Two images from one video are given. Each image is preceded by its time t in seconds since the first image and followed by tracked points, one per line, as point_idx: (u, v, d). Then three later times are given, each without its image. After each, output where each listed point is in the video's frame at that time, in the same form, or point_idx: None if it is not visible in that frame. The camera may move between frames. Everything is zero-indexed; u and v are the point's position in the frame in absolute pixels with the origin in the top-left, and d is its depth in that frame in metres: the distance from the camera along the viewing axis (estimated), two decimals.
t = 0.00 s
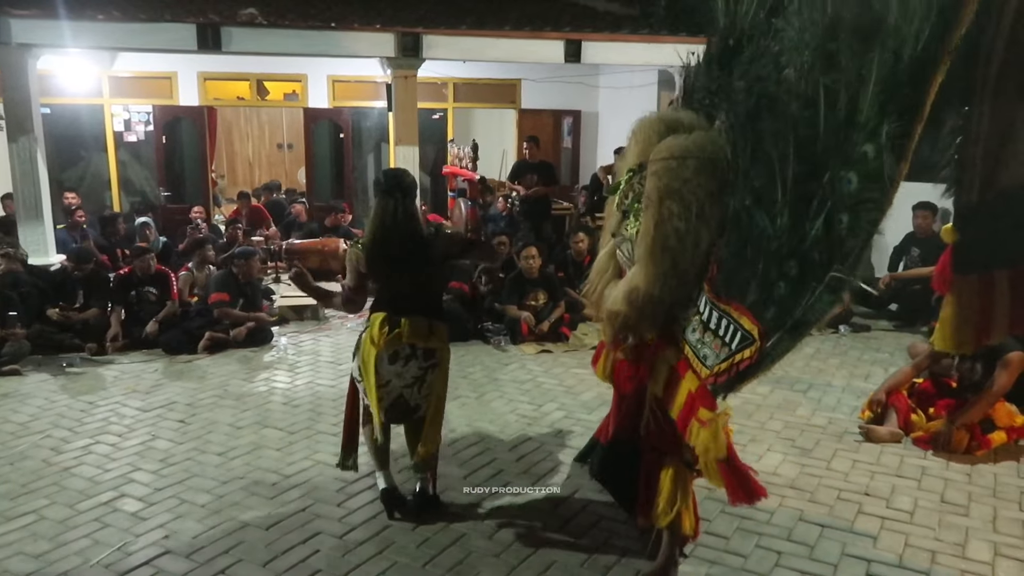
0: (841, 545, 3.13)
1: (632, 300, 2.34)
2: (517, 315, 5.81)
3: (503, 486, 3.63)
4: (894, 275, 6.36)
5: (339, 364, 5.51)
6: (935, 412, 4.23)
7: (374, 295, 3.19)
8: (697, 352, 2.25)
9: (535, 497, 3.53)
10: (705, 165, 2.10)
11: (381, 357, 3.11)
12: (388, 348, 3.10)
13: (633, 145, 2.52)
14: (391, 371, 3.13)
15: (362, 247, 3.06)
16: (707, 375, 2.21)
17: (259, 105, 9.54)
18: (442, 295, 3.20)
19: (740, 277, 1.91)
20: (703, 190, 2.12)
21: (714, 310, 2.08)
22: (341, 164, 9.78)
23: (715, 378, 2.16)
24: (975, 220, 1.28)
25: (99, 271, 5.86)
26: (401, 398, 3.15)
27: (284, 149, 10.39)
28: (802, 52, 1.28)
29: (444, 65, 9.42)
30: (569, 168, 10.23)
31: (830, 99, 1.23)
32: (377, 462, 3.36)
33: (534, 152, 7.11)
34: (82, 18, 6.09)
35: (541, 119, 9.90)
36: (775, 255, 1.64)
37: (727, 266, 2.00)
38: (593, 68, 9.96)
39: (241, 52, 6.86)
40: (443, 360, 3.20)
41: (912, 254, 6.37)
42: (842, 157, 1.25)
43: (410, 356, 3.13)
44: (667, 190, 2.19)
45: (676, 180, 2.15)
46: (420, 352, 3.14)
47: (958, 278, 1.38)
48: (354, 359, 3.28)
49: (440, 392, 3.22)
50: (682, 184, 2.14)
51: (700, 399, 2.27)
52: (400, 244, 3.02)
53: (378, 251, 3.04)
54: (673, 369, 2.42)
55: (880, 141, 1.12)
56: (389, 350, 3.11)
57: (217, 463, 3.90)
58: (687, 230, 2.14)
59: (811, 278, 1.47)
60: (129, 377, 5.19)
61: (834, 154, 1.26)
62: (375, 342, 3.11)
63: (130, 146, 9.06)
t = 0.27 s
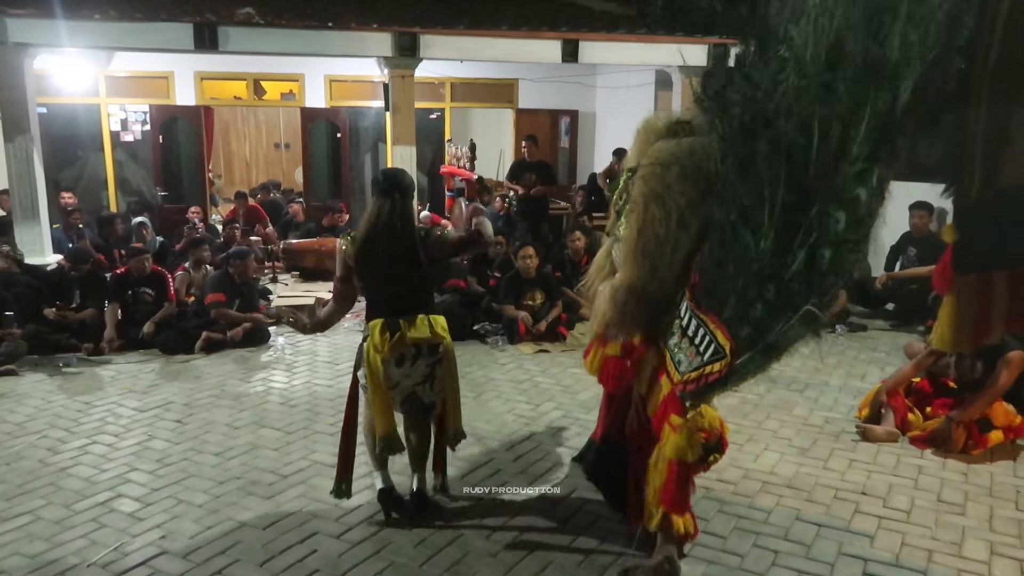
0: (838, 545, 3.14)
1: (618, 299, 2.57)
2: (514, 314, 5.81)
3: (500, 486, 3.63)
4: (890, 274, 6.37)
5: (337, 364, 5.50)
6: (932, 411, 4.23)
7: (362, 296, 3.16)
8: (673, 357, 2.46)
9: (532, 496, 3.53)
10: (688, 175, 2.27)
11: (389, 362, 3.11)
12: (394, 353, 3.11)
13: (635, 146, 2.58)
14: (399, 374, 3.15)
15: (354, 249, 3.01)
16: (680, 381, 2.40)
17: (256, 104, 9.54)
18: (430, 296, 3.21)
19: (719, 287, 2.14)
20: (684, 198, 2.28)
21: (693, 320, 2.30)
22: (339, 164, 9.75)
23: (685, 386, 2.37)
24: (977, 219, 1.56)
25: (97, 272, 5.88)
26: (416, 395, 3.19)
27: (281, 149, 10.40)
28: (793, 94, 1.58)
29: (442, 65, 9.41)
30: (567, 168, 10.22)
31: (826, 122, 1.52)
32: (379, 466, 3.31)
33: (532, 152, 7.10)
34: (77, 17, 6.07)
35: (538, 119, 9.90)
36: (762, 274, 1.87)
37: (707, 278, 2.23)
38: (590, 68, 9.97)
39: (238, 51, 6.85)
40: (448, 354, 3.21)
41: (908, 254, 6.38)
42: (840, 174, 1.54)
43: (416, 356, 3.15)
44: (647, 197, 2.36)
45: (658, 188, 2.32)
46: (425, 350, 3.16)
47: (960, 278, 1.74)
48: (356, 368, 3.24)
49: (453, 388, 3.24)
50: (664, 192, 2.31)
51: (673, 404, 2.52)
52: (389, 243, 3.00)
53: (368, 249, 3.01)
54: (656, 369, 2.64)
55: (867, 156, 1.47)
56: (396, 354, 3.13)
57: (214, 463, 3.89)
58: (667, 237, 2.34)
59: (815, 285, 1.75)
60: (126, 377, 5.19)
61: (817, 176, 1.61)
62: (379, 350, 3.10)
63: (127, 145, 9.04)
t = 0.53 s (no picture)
0: (836, 544, 3.14)
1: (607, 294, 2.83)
2: (512, 314, 5.81)
3: (499, 486, 3.63)
4: (887, 274, 6.38)
5: (335, 364, 5.49)
6: (930, 410, 4.23)
7: (357, 293, 3.15)
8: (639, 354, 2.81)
9: (529, 496, 3.53)
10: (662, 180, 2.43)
11: (380, 361, 3.10)
12: (385, 352, 3.09)
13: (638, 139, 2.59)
14: (394, 373, 3.12)
15: (348, 242, 3.00)
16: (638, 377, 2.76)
17: (253, 104, 9.56)
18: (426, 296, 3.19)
19: (671, 291, 2.44)
20: (660, 202, 2.47)
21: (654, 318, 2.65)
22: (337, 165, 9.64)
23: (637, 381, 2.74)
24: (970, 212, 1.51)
25: (94, 272, 5.86)
26: (415, 391, 3.16)
27: (279, 149, 10.40)
28: (740, 90, 1.69)
29: (440, 65, 9.42)
30: (564, 169, 10.22)
31: (761, 114, 1.61)
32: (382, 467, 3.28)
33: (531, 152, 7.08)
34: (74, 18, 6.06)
35: (536, 118, 9.91)
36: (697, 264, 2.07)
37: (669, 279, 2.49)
38: (588, 68, 9.98)
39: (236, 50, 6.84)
40: (441, 349, 3.19)
41: (905, 253, 6.41)
42: (754, 174, 1.65)
43: (407, 352, 3.11)
44: (632, 198, 2.59)
45: (640, 192, 2.54)
46: (416, 347, 3.13)
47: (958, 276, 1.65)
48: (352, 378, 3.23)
49: (450, 378, 3.23)
50: (644, 196, 2.52)
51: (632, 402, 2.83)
52: (388, 240, 3.00)
53: (367, 245, 3.00)
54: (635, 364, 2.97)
55: (776, 155, 1.58)
56: (387, 354, 3.10)
57: (211, 463, 3.89)
58: (644, 238, 2.61)
59: (724, 281, 1.90)
60: (123, 378, 5.18)
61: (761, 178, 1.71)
62: (369, 351, 3.11)
63: (124, 145, 9.02)
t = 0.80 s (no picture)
0: (834, 543, 3.14)
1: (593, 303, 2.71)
2: (510, 314, 5.81)
3: (497, 486, 3.63)
4: (885, 274, 6.39)
5: (332, 364, 5.49)
6: (927, 410, 4.23)
7: (357, 288, 3.15)
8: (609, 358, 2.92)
9: (527, 496, 3.53)
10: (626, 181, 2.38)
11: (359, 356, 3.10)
12: (362, 347, 3.09)
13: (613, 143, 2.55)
14: (373, 369, 3.10)
15: (351, 234, 3.05)
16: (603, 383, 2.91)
17: (251, 103, 9.56)
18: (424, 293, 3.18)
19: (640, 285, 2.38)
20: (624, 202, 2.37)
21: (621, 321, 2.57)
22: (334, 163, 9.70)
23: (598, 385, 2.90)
24: (966, 209, 1.65)
25: (92, 270, 5.85)
26: (394, 390, 3.11)
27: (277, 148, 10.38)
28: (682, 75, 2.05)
29: (438, 65, 9.42)
30: (562, 168, 10.21)
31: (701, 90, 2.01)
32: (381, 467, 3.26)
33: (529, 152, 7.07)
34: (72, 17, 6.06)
35: (535, 118, 9.91)
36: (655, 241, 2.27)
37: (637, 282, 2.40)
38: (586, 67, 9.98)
39: (234, 49, 6.84)
40: (421, 347, 3.09)
41: (903, 253, 6.43)
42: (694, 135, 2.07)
43: (384, 350, 3.07)
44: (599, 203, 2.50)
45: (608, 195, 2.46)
46: (393, 345, 3.06)
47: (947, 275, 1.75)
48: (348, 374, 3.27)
49: (433, 379, 3.12)
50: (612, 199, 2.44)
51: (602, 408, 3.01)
52: (390, 234, 3.01)
53: (370, 238, 3.02)
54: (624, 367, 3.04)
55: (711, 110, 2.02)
56: (365, 350, 3.09)
57: (209, 463, 3.89)
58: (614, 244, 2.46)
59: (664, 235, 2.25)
60: (121, 377, 5.17)
61: (695, 166, 2.12)
62: (350, 345, 3.12)
63: (121, 144, 9.01)
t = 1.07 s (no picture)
0: (836, 543, 3.13)
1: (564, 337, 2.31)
2: (512, 314, 5.80)
3: (500, 485, 3.63)
4: (887, 273, 6.38)
5: (334, 363, 5.48)
6: (929, 410, 4.22)
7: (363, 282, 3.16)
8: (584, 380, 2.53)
9: (529, 496, 3.53)
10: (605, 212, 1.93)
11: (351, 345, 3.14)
12: (355, 336, 3.12)
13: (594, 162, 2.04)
14: (362, 360, 3.13)
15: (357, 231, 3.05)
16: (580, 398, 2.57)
17: (253, 103, 9.58)
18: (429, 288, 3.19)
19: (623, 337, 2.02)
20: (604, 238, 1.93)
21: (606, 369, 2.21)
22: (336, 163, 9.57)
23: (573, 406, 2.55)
24: (971, 213, 1.37)
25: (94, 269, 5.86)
26: (378, 385, 3.12)
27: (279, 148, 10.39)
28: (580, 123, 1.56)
29: (440, 64, 9.42)
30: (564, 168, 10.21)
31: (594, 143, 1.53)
32: (383, 464, 3.28)
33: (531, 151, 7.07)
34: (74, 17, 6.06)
35: (536, 118, 9.90)
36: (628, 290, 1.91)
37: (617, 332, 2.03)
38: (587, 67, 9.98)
39: (236, 49, 6.84)
40: (411, 347, 3.09)
41: (905, 253, 6.43)
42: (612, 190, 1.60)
43: (374, 343, 3.09)
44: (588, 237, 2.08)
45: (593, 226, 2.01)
46: (384, 341, 3.08)
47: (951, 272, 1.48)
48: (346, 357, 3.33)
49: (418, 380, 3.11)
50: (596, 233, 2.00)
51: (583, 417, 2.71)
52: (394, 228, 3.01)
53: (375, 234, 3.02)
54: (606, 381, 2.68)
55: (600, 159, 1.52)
56: (357, 339, 3.13)
57: (211, 462, 3.89)
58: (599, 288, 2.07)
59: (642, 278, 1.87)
60: (123, 377, 5.18)
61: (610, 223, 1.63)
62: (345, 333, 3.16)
63: (123, 144, 9.02)
